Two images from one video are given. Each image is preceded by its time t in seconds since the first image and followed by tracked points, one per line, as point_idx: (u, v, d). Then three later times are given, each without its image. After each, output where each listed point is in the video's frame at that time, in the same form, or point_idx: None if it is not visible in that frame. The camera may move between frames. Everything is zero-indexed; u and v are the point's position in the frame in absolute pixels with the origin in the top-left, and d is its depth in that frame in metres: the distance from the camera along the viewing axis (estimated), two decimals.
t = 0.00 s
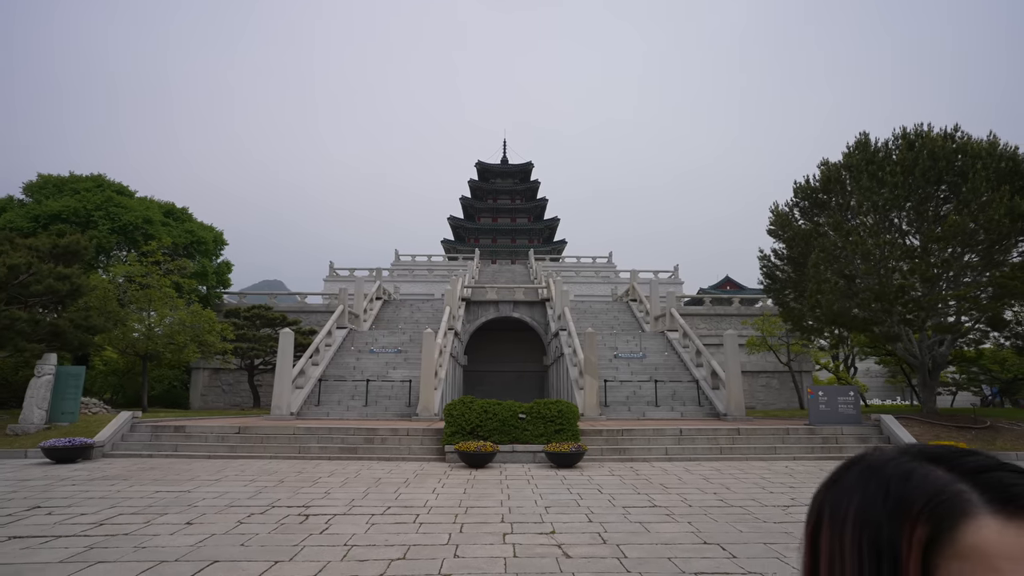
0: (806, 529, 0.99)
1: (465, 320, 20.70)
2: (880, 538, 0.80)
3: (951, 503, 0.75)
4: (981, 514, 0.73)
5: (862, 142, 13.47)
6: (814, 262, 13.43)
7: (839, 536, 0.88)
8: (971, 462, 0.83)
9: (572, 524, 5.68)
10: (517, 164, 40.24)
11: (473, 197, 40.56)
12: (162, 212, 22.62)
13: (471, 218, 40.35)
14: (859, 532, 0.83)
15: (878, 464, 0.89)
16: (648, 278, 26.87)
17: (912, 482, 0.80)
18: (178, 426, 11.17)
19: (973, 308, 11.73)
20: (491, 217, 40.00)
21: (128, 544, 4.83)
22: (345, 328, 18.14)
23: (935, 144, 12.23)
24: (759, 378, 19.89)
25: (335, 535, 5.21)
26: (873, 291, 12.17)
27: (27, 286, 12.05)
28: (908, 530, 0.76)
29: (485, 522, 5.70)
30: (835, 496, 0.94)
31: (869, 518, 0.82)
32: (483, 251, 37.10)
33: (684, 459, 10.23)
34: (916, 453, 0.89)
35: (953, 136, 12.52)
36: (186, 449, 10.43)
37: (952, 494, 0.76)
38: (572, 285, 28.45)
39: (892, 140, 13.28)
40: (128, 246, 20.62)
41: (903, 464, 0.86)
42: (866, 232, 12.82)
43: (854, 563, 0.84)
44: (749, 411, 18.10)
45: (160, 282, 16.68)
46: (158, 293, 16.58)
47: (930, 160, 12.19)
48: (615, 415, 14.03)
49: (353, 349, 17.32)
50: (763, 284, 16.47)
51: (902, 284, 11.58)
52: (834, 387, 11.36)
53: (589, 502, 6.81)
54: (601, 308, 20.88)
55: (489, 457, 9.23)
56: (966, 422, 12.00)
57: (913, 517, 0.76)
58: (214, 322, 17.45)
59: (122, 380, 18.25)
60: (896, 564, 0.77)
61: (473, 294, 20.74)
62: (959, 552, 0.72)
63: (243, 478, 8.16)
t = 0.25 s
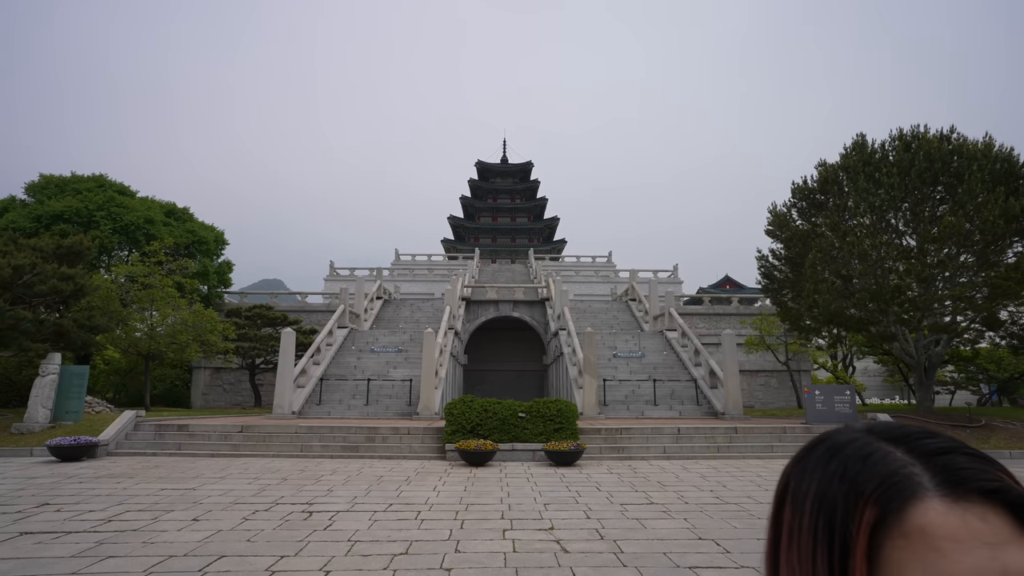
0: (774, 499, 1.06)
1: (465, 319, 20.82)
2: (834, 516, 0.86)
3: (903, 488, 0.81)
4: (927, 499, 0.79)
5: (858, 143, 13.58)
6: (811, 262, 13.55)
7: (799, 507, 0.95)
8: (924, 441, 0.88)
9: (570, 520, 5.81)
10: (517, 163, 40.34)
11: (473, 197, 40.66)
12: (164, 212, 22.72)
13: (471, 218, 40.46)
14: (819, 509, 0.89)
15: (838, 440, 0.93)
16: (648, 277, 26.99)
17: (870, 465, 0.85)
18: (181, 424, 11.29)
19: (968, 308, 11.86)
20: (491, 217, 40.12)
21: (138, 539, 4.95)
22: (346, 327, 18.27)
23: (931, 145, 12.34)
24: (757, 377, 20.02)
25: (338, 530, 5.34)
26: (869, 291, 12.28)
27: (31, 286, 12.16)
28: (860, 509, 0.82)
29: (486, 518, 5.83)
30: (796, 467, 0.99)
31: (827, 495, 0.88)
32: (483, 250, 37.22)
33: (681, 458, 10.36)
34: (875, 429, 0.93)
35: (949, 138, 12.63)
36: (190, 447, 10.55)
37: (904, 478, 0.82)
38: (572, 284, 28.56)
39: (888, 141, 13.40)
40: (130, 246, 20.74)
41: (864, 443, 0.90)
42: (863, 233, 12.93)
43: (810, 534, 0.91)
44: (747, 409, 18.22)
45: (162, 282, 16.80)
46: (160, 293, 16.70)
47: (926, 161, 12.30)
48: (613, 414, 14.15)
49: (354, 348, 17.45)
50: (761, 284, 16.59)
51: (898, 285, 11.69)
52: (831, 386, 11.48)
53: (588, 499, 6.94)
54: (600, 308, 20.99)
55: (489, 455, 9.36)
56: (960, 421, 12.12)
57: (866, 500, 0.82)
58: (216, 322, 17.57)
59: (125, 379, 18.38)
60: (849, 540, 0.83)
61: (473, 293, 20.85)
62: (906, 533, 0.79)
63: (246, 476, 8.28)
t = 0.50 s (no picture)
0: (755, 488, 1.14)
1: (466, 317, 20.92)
2: (806, 507, 0.94)
3: (866, 481, 0.87)
4: (889, 491, 0.86)
5: (856, 143, 13.68)
6: (808, 260, 13.66)
7: (777, 499, 1.02)
8: (892, 437, 0.94)
9: (569, 515, 5.94)
10: (517, 161, 40.39)
11: (473, 195, 40.73)
12: (165, 211, 22.81)
13: (471, 216, 40.54)
14: (792, 500, 0.97)
15: (813, 435, 1.00)
16: (647, 275, 27.11)
17: (840, 458, 0.92)
18: (185, 422, 11.42)
19: (965, 307, 11.96)
20: (491, 214, 40.19)
21: (147, 533, 5.08)
22: (347, 325, 18.38)
23: (927, 145, 12.44)
24: (756, 375, 20.14)
25: (343, 525, 5.47)
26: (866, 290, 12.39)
27: (35, 284, 12.27)
28: (828, 501, 0.89)
29: (486, 513, 5.96)
30: (777, 461, 1.06)
31: (800, 488, 0.96)
32: (483, 248, 37.30)
33: (679, 454, 10.49)
34: (849, 425, 0.99)
35: (945, 137, 12.72)
36: (194, 444, 10.68)
37: (869, 472, 0.88)
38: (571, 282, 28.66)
39: (885, 141, 13.49)
40: (131, 244, 20.84)
41: (834, 438, 0.97)
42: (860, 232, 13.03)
43: (784, 524, 0.98)
44: (745, 407, 18.36)
45: (164, 280, 16.90)
46: (162, 291, 16.80)
47: (922, 161, 12.39)
48: (613, 412, 14.28)
49: (355, 346, 17.56)
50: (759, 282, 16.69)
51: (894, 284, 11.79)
52: (827, 384, 11.60)
53: (586, 494, 7.08)
54: (599, 306, 21.11)
55: (489, 452, 9.49)
56: (956, 418, 12.24)
57: (833, 492, 0.89)
58: (218, 320, 17.68)
59: (127, 377, 18.50)
60: (818, 529, 0.91)
61: (473, 291, 20.96)
62: (866, 523, 0.85)
63: (251, 472, 8.41)
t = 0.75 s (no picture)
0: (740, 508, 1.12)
1: (466, 315, 21.02)
2: (787, 522, 0.93)
3: (844, 497, 0.86)
4: (867, 506, 0.84)
5: (853, 143, 13.79)
6: (805, 259, 13.77)
7: (760, 515, 1.01)
8: (871, 453, 0.93)
9: (568, 510, 6.07)
10: (517, 159, 40.47)
11: (473, 193, 40.81)
12: (166, 209, 22.93)
13: (471, 214, 40.63)
14: (775, 515, 0.96)
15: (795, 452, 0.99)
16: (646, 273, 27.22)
17: (817, 473, 0.91)
18: (188, 419, 11.54)
19: (960, 305, 12.05)
20: (491, 212, 40.28)
21: (156, 527, 5.21)
22: (348, 323, 18.50)
23: (924, 145, 12.53)
24: (755, 373, 20.27)
25: (346, 519, 5.59)
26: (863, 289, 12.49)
27: (39, 283, 12.38)
28: (807, 517, 0.88)
29: (486, 508, 6.07)
30: (760, 477, 1.05)
31: (780, 503, 0.95)
32: (483, 246, 37.40)
33: (677, 451, 10.62)
34: (832, 441, 0.98)
35: (942, 137, 12.82)
36: (197, 441, 10.80)
37: (848, 487, 0.87)
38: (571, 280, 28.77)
39: (882, 140, 13.59)
40: (133, 242, 20.96)
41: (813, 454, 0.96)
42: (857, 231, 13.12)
43: (767, 540, 0.97)
44: (743, 404, 18.49)
45: (167, 278, 17.04)
46: (164, 289, 16.92)
47: (918, 161, 12.49)
48: (612, 409, 14.40)
49: (356, 344, 17.70)
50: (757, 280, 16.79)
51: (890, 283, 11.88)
52: (824, 381, 11.71)
53: (585, 490, 7.20)
54: (599, 304, 21.23)
55: (489, 449, 9.62)
56: (951, 415, 12.37)
57: (810, 507, 0.88)
58: (220, 317, 17.80)
59: (129, 374, 18.64)
60: (798, 545, 0.89)
61: (473, 290, 21.07)
62: (845, 539, 0.84)
63: (254, 468, 8.53)
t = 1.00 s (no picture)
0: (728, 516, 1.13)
1: (466, 313, 21.13)
2: (773, 525, 0.94)
3: (827, 496, 0.88)
4: (849, 506, 0.87)
5: (850, 142, 13.90)
6: (803, 258, 13.88)
7: (747, 520, 1.03)
8: (853, 455, 0.96)
9: (567, 504, 6.20)
10: (517, 157, 40.54)
11: (473, 191, 40.91)
12: (168, 207, 23.05)
13: (472, 212, 40.73)
14: (762, 520, 0.97)
15: (781, 457, 1.02)
16: (646, 271, 27.33)
17: (803, 475, 0.93)
18: (192, 416, 11.67)
19: (956, 303, 12.16)
20: (491, 210, 40.37)
21: (164, 520, 5.33)
22: (348, 321, 18.62)
23: (920, 145, 12.64)
24: (754, 370, 20.40)
25: (350, 513, 5.71)
26: (859, 287, 12.59)
27: (44, 281, 12.50)
28: (794, 519, 0.90)
29: (487, 502, 6.21)
30: (747, 483, 1.07)
31: (769, 507, 0.96)
32: (483, 244, 37.50)
33: (675, 448, 10.74)
34: (815, 445, 1.01)
35: (939, 137, 12.93)
36: (201, 437, 10.93)
37: (831, 488, 0.89)
38: (571, 278, 28.88)
39: (879, 140, 13.69)
40: (136, 241, 21.10)
41: (799, 459, 0.98)
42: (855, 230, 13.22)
43: (754, 544, 0.98)
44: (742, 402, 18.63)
45: (169, 276, 17.18)
46: (167, 287, 17.08)
47: (915, 161, 12.59)
48: (611, 406, 14.53)
49: (358, 341, 17.84)
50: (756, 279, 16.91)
51: (887, 281, 11.99)
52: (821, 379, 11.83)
53: (583, 485, 7.33)
54: (599, 302, 21.35)
55: (490, 445, 9.75)
56: (947, 412, 12.50)
57: (796, 507, 0.90)
58: (222, 315, 17.94)
59: (132, 371, 18.79)
60: (785, 546, 0.91)
61: (474, 288, 21.21)
62: (829, 537, 0.86)
63: (258, 464, 8.66)
